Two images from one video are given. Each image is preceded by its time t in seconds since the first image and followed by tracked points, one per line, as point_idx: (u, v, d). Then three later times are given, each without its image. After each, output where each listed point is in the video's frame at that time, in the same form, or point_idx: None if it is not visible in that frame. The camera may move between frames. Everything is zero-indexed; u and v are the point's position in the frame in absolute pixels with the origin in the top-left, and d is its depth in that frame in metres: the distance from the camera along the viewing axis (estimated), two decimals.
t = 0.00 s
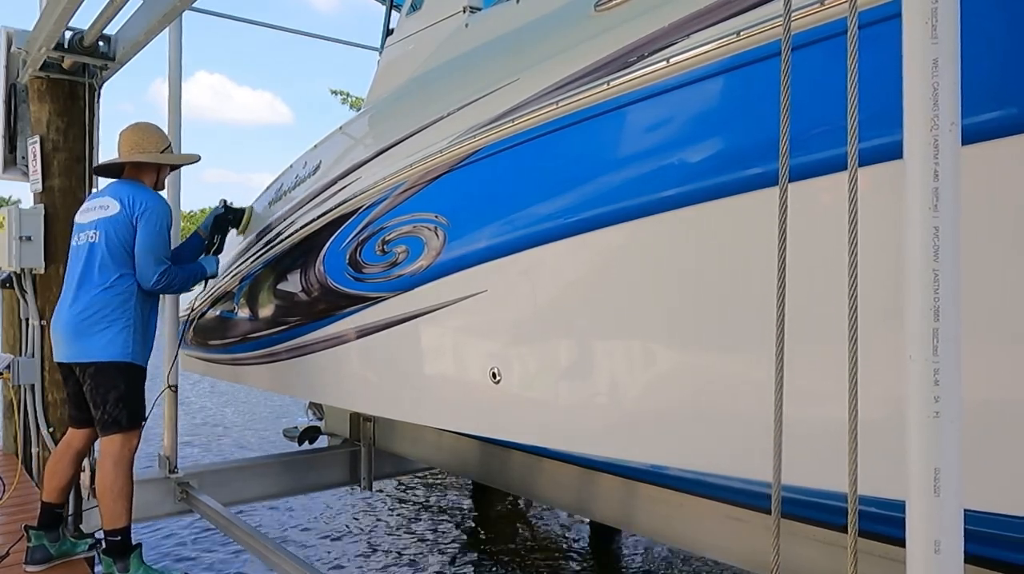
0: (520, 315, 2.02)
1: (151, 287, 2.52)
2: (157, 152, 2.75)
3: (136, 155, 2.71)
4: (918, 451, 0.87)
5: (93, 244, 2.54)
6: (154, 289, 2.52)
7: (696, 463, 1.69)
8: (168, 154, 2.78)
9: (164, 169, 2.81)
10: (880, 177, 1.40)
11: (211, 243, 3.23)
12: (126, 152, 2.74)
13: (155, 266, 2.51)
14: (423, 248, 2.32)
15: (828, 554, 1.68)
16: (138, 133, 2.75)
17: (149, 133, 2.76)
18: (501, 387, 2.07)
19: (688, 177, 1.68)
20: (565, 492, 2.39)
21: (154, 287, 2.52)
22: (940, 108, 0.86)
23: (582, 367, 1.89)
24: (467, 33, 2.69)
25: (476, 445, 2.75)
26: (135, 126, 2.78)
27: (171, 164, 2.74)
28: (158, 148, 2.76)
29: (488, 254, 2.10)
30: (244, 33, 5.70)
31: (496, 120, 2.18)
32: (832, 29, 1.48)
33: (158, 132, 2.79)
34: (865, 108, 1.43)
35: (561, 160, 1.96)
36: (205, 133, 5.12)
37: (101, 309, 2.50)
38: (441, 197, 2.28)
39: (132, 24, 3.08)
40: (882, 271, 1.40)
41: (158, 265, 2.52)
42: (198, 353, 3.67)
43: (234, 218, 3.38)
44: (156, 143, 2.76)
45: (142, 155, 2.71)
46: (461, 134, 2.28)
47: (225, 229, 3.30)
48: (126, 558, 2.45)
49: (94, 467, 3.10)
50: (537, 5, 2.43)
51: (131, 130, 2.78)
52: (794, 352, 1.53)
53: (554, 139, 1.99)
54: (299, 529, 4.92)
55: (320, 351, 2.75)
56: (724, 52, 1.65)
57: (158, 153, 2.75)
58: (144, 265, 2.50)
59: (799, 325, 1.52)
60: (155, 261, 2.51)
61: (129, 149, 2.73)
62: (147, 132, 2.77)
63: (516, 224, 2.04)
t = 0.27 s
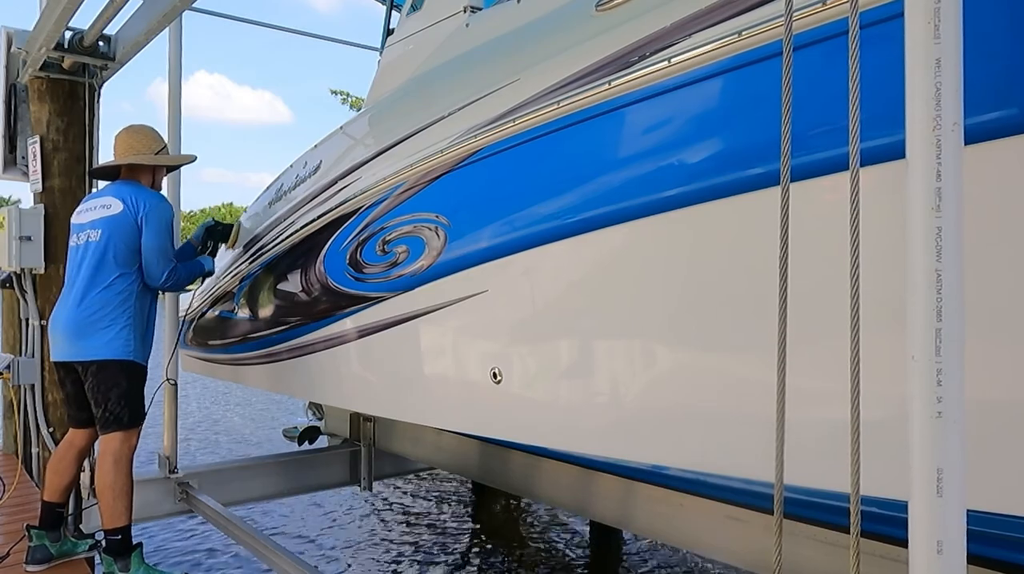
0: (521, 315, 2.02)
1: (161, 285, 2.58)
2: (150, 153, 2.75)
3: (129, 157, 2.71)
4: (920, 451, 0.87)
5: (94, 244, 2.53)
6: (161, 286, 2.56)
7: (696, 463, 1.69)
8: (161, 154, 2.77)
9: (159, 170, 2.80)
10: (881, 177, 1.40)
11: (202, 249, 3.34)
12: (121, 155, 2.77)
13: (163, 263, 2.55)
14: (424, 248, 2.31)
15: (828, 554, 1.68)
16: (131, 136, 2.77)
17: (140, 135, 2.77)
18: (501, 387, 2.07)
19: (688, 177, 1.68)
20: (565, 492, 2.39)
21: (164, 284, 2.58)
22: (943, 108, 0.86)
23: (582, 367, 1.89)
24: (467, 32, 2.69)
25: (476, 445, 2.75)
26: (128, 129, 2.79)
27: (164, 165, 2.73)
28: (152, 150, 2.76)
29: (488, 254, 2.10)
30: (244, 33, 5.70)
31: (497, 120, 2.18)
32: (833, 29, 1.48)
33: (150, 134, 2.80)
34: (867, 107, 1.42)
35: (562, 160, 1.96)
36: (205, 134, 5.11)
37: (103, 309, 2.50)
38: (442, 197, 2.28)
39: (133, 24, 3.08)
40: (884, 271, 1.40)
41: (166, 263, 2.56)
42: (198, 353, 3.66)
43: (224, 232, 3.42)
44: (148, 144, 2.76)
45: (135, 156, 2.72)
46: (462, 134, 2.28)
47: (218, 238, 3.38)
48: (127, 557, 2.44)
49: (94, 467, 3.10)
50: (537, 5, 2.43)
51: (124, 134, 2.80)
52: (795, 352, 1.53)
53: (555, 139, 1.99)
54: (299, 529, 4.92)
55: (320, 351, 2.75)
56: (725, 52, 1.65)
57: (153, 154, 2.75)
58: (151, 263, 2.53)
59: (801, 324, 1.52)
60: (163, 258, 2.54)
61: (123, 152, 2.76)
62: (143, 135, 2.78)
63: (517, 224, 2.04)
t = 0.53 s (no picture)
0: (521, 315, 2.02)
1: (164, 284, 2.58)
2: (148, 153, 2.75)
3: (126, 157, 2.71)
4: (921, 451, 0.87)
5: (92, 244, 2.53)
6: (163, 284, 2.54)
7: (696, 463, 1.69)
8: (159, 155, 2.77)
9: (157, 170, 2.80)
10: (882, 177, 1.40)
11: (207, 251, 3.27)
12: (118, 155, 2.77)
13: (162, 261, 2.53)
14: (424, 248, 2.31)
15: (828, 554, 1.68)
16: (130, 136, 2.77)
17: (138, 135, 2.77)
18: (501, 387, 2.07)
19: (688, 177, 1.68)
20: (565, 492, 2.39)
21: (165, 283, 2.58)
22: (944, 108, 0.86)
23: (582, 367, 1.89)
24: (467, 32, 2.69)
25: (476, 445, 2.75)
26: (128, 130, 2.79)
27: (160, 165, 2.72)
28: (149, 150, 2.76)
29: (488, 254, 2.10)
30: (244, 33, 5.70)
31: (497, 120, 2.18)
32: (834, 29, 1.48)
33: (149, 134, 2.80)
34: (868, 108, 1.42)
35: (562, 160, 1.96)
36: (205, 134, 5.11)
37: (102, 307, 2.50)
38: (442, 197, 2.28)
39: (132, 24, 3.08)
40: (884, 271, 1.40)
41: (166, 258, 2.54)
42: (198, 353, 3.66)
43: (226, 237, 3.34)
44: (146, 144, 2.76)
45: (133, 156, 2.72)
46: (462, 134, 2.28)
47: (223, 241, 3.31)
48: (127, 557, 2.44)
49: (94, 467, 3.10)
50: (537, 4, 2.42)
51: (124, 133, 2.80)
52: (795, 353, 1.53)
53: (555, 139, 1.99)
54: (298, 529, 4.91)
55: (320, 351, 2.75)
56: (725, 52, 1.65)
57: (149, 155, 2.74)
58: (150, 262, 2.52)
59: (801, 324, 1.52)
60: (162, 256, 2.53)
61: (121, 152, 2.75)
62: (143, 135, 2.79)
63: (517, 224, 2.04)
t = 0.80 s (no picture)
0: (521, 315, 2.01)
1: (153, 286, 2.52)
2: (151, 150, 2.74)
3: (129, 153, 2.71)
4: (921, 451, 0.87)
5: (86, 244, 2.55)
6: (153, 287, 2.51)
7: (696, 463, 1.69)
8: (163, 151, 2.76)
9: (161, 167, 2.79)
10: (882, 177, 1.40)
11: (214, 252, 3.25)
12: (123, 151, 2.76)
13: (152, 264, 2.51)
14: (424, 248, 2.31)
15: (829, 554, 1.68)
16: (135, 132, 2.76)
17: (144, 131, 2.76)
18: (501, 387, 2.07)
19: (688, 177, 1.68)
20: (565, 492, 2.39)
21: (154, 284, 2.51)
22: (944, 108, 0.87)
23: (583, 367, 1.89)
24: (467, 32, 2.69)
25: (476, 445, 2.75)
26: (134, 125, 2.78)
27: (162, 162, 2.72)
28: (152, 146, 2.75)
29: (488, 254, 2.10)
30: (244, 33, 5.70)
31: (497, 120, 2.18)
32: (834, 29, 1.48)
33: (155, 130, 2.78)
34: (868, 108, 1.42)
35: (562, 160, 1.96)
36: (205, 134, 5.11)
37: (99, 309, 2.50)
38: (442, 197, 2.28)
39: (132, 24, 3.08)
40: (884, 271, 1.40)
41: (155, 262, 2.51)
42: (198, 353, 3.66)
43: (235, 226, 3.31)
44: (151, 141, 2.75)
45: (136, 152, 2.71)
46: (462, 134, 2.28)
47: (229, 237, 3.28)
48: (126, 558, 2.44)
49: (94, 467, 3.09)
50: (538, 4, 2.43)
51: (130, 129, 2.79)
52: (795, 353, 1.53)
53: (555, 139, 1.99)
54: (298, 529, 4.91)
55: (320, 351, 2.75)
56: (725, 52, 1.65)
57: (152, 151, 2.74)
58: (140, 262, 2.49)
59: (801, 324, 1.52)
60: (152, 257, 2.50)
61: (126, 148, 2.74)
62: (146, 130, 2.77)
63: (517, 224, 2.04)
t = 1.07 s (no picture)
0: (521, 315, 2.02)
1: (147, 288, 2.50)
2: (157, 146, 2.73)
3: (135, 150, 2.70)
4: (920, 451, 0.87)
5: (87, 245, 2.56)
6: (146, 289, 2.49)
7: (696, 463, 1.70)
8: (169, 148, 2.76)
9: (166, 163, 2.78)
10: (881, 177, 1.40)
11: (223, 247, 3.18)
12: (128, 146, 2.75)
13: (146, 267, 2.48)
14: (424, 248, 2.32)
15: (828, 554, 1.68)
16: (141, 127, 2.75)
17: (151, 127, 2.75)
18: (501, 387, 2.07)
19: (688, 177, 1.68)
20: (565, 492, 2.40)
21: (148, 286, 2.49)
22: (942, 108, 0.87)
23: (582, 367, 1.89)
24: (467, 32, 2.69)
25: (475, 445, 2.75)
26: (139, 120, 2.77)
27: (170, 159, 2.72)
28: (159, 142, 2.74)
29: (488, 254, 2.10)
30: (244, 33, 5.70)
31: (497, 120, 2.18)
32: (833, 29, 1.48)
33: (162, 125, 2.77)
34: (867, 108, 1.43)
35: (561, 160, 1.96)
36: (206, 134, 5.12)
37: (100, 310, 2.50)
38: (442, 197, 2.28)
39: (132, 24, 3.08)
40: (883, 272, 1.41)
41: (150, 265, 2.49)
42: (198, 353, 3.66)
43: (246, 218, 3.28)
44: (157, 137, 2.74)
45: (142, 149, 2.70)
46: (462, 134, 2.28)
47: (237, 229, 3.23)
48: (127, 558, 2.45)
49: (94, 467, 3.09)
50: (537, 4, 2.43)
51: (135, 124, 2.78)
52: (794, 353, 1.53)
53: (554, 139, 1.99)
54: (299, 529, 4.92)
55: (320, 351, 2.75)
56: (724, 52, 1.65)
57: (159, 147, 2.73)
58: (133, 264, 2.48)
59: (801, 324, 1.52)
60: (146, 260, 2.48)
61: (131, 144, 2.73)
62: (152, 125, 2.76)
63: (516, 224, 2.04)
